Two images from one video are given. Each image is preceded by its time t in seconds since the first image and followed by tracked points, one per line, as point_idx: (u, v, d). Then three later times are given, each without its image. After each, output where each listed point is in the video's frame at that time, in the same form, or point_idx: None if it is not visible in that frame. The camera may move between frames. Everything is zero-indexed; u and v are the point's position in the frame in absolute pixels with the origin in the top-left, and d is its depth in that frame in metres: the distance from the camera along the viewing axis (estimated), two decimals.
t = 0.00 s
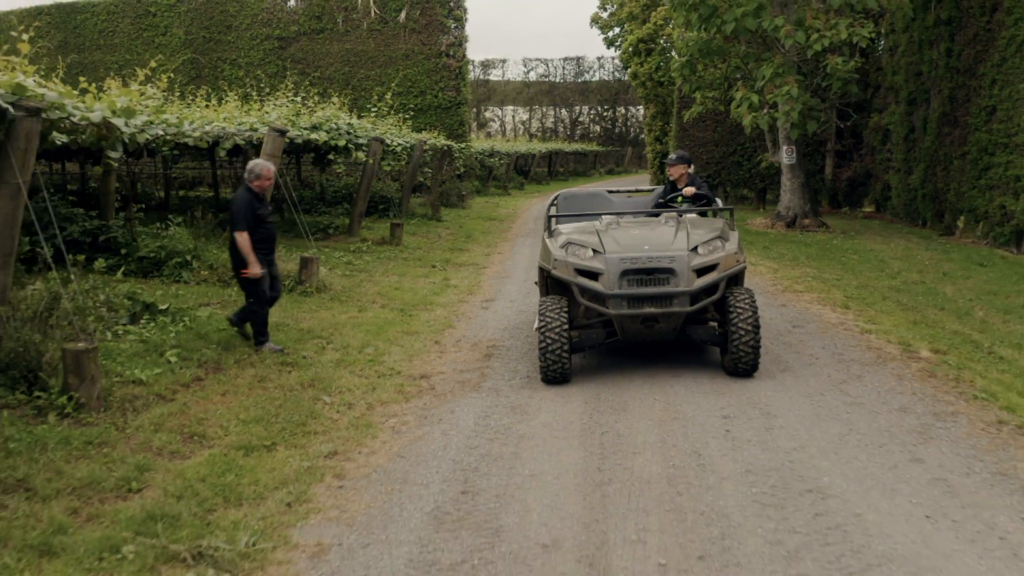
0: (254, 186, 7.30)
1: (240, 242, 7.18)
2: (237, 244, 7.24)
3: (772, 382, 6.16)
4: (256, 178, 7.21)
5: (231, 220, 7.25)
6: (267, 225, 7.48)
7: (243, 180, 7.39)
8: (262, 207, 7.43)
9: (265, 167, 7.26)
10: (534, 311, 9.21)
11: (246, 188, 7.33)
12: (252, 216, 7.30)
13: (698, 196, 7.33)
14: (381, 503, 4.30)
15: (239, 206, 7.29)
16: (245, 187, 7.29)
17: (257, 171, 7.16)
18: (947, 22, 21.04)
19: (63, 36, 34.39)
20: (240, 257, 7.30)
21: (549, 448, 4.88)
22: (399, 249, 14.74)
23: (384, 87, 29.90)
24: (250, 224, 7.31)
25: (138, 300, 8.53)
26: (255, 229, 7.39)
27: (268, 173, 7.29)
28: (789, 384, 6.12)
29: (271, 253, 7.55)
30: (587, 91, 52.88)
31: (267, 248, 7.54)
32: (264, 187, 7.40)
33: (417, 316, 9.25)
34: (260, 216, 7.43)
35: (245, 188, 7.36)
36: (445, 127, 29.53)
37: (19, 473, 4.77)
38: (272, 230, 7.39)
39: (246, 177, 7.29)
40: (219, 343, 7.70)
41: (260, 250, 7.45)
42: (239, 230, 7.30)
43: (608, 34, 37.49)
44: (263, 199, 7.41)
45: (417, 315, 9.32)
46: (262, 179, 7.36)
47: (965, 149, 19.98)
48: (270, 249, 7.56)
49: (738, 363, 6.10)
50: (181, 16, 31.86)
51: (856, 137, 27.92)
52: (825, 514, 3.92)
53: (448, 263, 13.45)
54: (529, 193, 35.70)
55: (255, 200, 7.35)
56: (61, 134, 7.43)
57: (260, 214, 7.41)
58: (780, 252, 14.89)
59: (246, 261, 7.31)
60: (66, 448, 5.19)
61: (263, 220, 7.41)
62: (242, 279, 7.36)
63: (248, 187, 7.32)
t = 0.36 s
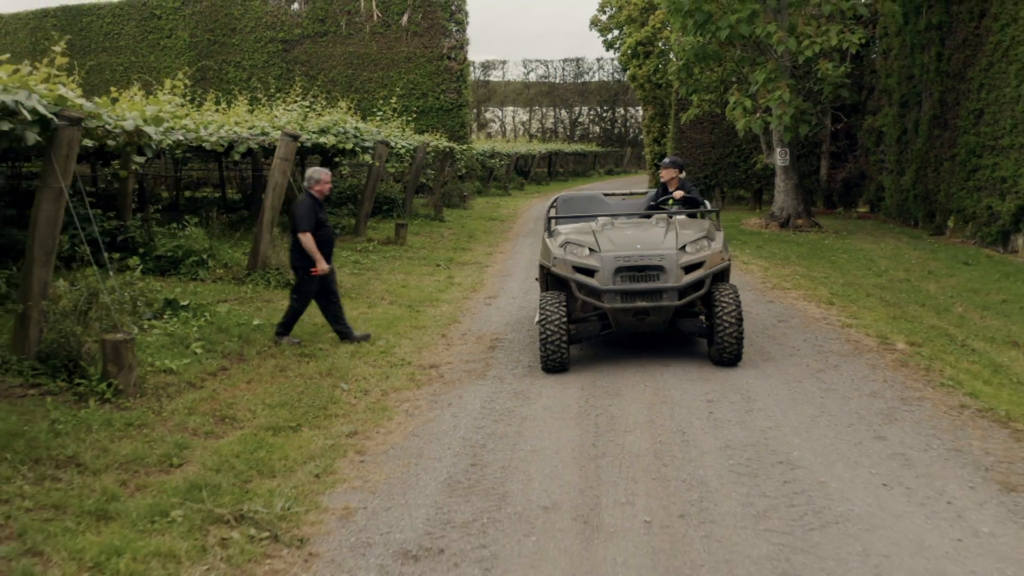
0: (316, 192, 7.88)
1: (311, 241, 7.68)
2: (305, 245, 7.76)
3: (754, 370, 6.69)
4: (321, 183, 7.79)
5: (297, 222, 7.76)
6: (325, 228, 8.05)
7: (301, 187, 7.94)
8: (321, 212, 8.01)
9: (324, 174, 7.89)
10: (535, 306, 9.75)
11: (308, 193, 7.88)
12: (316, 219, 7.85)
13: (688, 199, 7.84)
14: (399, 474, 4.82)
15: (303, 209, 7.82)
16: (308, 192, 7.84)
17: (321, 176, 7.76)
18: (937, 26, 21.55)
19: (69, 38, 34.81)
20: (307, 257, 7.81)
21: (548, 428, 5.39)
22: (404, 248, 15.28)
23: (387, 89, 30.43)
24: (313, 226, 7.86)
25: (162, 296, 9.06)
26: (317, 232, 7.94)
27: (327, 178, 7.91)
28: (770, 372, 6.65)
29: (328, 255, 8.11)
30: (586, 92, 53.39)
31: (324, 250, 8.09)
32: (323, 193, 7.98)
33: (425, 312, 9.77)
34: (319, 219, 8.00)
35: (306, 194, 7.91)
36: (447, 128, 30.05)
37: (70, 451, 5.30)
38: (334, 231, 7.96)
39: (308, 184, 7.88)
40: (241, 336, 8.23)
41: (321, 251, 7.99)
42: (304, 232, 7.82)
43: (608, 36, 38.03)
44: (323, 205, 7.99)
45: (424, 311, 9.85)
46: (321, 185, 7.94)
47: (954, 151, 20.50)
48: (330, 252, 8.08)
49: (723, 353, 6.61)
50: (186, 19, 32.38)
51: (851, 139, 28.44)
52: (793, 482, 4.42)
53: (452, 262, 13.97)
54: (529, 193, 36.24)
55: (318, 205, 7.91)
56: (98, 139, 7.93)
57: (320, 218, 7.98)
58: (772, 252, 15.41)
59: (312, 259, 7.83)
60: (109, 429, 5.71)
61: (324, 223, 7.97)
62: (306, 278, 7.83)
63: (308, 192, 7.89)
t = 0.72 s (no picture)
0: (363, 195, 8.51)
1: (350, 239, 8.35)
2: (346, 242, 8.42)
3: (738, 364, 7.23)
4: (367, 187, 8.46)
5: (342, 223, 8.45)
6: (373, 230, 8.68)
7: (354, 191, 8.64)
8: (371, 214, 8.67)
9: (372, 178, 8.54)
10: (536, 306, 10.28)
11: (358, 197, 8.56)
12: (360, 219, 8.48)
13: (679, 205, 8.37)
14: (415, 455, 5.36)
15: (351, 211, 8.51)
16: (358, 195, 8.51)
17: (368, 180, 8.40)
18: (929, 32, 22.07)
19: (74, 41, 35.19)
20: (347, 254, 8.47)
21: (548, 416, 5.92)
22: (409, 250, 15.82)
23: (389, 92, 30.99)
24: (359, 226, 8.52)
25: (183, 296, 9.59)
26: (364, 232, 8.59)
27: (375, 182, 8.54)
28: (753, 365, 7.18)
29: (375, 256, 8.73)
30: (586, 93, 53.91)
31: (371, 251, 8.71)
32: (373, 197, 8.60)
33: (431, 311, 10.31)
34: (368, 222, 8.65)
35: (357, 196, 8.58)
36: (448, 131, 30.61)
37: (113, 437, 5.83)
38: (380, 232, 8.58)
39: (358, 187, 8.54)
40: (259, 334, 8.77)
41: (366, 251, 8.63)
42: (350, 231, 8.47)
43: (607, 39, 38.57)
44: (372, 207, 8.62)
45: (430, 311, 10.39)
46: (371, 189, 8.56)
47: (943, 155, 21.03)
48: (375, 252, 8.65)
49: (709, 348, 7.14)
50: (190, 23, 32.90)
51: (845, 141, 28.98)
52: (766, 461, 4.95)
53: (455, 263, 14.51)
54: (529, 194, 36.79)
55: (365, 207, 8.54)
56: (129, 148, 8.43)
57: (368, 220, 8.63)
58: (764, 253, 15.95)
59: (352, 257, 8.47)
60: (146, 417, 6.24)
61: (371, 224, 8.62)
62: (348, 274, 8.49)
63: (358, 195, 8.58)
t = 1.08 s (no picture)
0: (406, 210, 8.97)
1: (398, 254, 8.84)
2: (394, 256, 8.90)
3: (724, 361, 7.76)
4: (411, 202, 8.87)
5: (389, 237, 8.92)
6: (415, 241, 9.18)
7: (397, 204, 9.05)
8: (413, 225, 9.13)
9: (415, 193, 8.95)
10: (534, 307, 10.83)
11: (401, 210, 8.99)
12: (406, 234, 8.95)
13: (672, 212, 8.89)
14: (427, 444, 5.90)
15: (397, 225, 8.97)
16: (401, 209, 8.94)
17: (412, 196, 8.80)
18: (920, 38, 22.57)
19: (79, 45, 35.40)
20: (394, 266, 8.97)
21: (547, 410, 6.45)
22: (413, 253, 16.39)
23: (391, 96, 31.54)
24: (404, 239, 8.99)
25: (202, 299, 10.12)
26: (408, 244, 9.09)
27: (416, 196, 8.97)
28: (737, 363, 7.72)
29: (417, 264, 9.26)
30: (585, 95, 54.48)
31: (413, 260, 9.24)
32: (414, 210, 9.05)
33: (436, 312, 10.85)
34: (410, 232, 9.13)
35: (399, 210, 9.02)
36: (449, 134, 31.16)
37: (148, 429, 6.33)
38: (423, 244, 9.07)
39: (400, 202, 8.97)
40: (276, 334, 9.30)
41: (410, 261, 9.15)
42: (396, 245, 8.95)
43: (606, 43, 39.12)
44: (413, 220, 9.09)
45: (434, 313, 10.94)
46: (412, 204, 9.01)
47: (934, 159, 21.54)
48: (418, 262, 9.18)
49: (698, 346, 7.66)
50: (195, 27, 33.35)
51: (839, 144, 29.52)
52: (745, 449, 5.47)
53: (458, 266, 15.05)
54: (529, 196, 37.35)
55: (408, 221, 9.01)
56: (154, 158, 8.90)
57: (411, 232, 9.11)
58: (757, 256, 16.49)
59: (398, 269, 9.00)
60: (176, 410, 6.74)
61: (414, 236, 9.11)
62: (393, 284, 9.04)
63: (401, 209, 9.02)
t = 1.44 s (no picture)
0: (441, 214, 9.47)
1: (440, 256, 9.36)
2: (436, 258, 9.42)
3: (713, 362, 8.25)
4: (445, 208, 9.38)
5: (426, 241, 9.43)
6: (448, 242, 9.71)
7: (429, 209, 9.56)
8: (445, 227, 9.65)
9: (446, 198, 9.47)
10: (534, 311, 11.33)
11: (433, 215, 9.50)
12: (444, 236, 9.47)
13: (665, 222, 9.40)
14: (437, 439, 6.40)
15: (432, 229, 9.46)
16: (435, 214, 9.44)
17: (446, 202, 9.31)
18: (912, 45, 23.05)
19: (84, 49, 35.62)
20: (436, 267, 9.48)
21: (548, 407, 6.95)
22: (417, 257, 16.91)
23: (394, 100, 32.06)
24: (440, 241, 9.51)
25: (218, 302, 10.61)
26: (443, 246, 9.61)
27: (449, 201, 9.48)
28: (726, 364, 8.21)
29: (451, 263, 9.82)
30: (585, 96, 55.05)
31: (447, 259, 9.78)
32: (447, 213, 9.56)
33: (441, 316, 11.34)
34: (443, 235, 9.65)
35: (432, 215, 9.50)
36: (451, 137, 31.68)
37: (177, 425, 6.80)
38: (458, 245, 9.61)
39: (433, 207, 9.46)
40: (289, 336, 9.79)
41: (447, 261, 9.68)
42: (434, 247, 9.46)
43: (606, 46, 39.63)
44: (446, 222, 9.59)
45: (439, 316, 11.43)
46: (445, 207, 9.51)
47: (925, 164, 22.04)
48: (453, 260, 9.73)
49: (688, 348, 8.15)
50: (199, 30, 33.67)
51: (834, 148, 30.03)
52: (727, 443, 5.97)
53: (461, 269, 15.55)
54: (529, 198, 37.88)
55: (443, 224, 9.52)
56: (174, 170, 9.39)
57: (445, 234, 9.64)
58: (750, 260, 17.00)
59: (440, 269, 9.53)
60: (201, 408, 7.21)
61: (448, 238, 9.63)
62: (437, 284, 9.56)
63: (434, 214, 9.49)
